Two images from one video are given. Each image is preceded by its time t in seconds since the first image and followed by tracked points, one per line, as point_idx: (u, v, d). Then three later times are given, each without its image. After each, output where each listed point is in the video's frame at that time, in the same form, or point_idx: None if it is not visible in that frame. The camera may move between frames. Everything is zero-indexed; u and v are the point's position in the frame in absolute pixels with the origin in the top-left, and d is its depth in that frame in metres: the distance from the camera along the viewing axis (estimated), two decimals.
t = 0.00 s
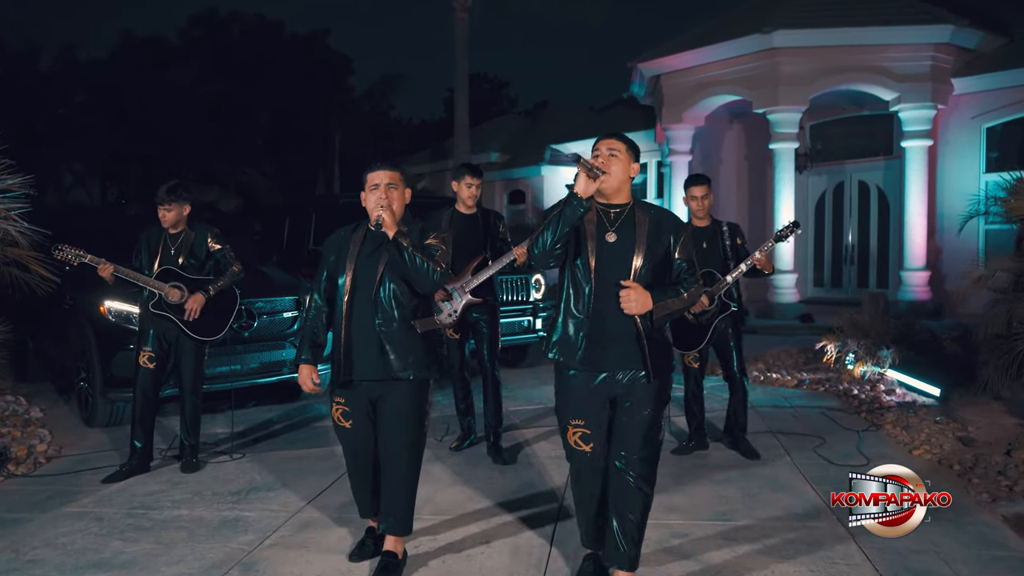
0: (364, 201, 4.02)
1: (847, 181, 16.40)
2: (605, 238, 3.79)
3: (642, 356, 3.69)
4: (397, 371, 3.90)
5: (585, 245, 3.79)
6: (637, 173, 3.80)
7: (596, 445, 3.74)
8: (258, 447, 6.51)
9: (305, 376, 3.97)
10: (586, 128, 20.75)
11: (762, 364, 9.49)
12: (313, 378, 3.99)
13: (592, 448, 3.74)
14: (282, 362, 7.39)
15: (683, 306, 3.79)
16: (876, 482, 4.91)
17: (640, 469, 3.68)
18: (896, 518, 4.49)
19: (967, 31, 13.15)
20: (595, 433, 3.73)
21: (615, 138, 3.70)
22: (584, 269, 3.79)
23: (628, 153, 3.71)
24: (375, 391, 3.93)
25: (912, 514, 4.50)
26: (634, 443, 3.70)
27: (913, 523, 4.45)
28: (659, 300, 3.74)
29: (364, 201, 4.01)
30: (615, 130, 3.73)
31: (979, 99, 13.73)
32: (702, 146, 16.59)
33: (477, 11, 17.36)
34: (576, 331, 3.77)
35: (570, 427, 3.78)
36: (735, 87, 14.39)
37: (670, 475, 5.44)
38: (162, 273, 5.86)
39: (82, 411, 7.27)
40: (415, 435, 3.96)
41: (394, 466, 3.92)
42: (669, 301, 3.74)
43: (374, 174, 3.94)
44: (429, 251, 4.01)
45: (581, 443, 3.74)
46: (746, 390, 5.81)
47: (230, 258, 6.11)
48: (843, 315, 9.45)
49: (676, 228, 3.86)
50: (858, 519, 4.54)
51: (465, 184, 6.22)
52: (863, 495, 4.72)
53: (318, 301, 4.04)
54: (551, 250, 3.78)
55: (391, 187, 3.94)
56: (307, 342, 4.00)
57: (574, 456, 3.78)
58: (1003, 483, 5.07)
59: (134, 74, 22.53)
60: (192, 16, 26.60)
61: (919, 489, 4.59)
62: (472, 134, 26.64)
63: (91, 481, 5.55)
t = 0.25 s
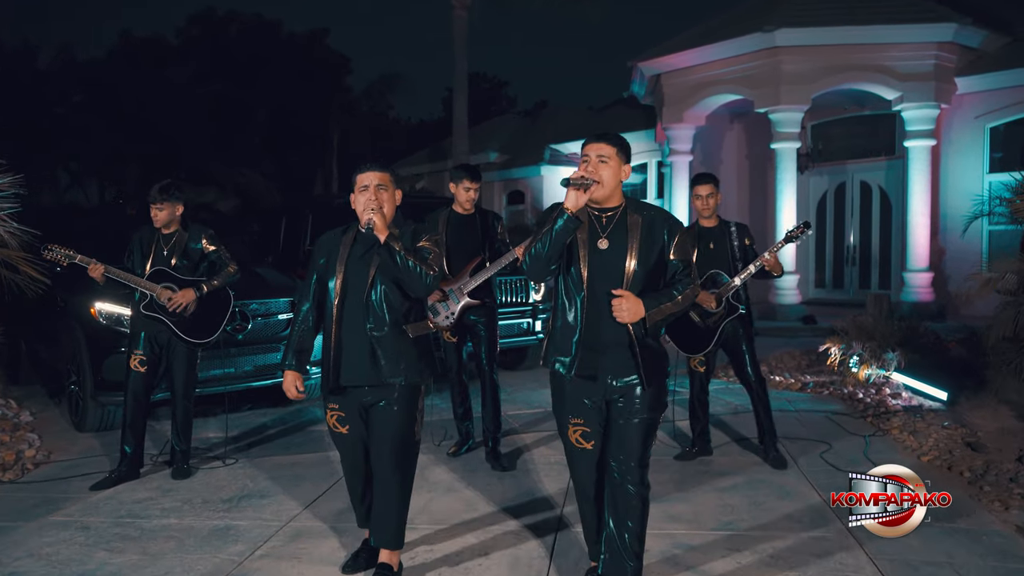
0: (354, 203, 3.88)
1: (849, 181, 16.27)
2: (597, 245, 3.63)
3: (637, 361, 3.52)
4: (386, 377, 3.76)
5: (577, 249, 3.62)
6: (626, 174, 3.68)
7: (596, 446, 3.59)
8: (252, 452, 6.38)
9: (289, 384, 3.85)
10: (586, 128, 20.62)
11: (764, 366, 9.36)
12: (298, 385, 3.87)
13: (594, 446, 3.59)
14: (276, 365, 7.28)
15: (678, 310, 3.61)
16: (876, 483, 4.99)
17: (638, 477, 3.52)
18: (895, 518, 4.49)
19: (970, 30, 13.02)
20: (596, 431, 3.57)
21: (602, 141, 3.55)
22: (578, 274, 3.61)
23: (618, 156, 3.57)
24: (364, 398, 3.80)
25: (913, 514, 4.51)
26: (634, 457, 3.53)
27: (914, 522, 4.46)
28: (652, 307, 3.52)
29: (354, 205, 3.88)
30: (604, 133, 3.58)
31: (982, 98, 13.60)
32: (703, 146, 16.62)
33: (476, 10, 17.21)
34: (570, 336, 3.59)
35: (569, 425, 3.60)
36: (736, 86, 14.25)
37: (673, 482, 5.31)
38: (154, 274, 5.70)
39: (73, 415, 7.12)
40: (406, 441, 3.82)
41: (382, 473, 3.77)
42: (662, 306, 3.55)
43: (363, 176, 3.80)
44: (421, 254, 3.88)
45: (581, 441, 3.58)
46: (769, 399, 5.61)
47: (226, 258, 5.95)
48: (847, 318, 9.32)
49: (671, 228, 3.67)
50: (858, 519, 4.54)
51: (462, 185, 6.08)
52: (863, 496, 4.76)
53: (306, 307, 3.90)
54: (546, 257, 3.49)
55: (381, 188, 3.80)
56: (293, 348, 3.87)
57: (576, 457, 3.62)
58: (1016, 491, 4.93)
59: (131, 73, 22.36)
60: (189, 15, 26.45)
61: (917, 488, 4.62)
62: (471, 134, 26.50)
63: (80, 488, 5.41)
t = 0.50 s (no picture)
0: (348, 205, 3.75)
1: (851, 181, 16.16)
2: (593, 244, 3.49)
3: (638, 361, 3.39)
4: (379, 382, 3.62)
5: (572, 248, 3.47)
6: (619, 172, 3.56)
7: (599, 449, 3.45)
8: (246, 458, 6.23)
9: (282, 390, 3.71)
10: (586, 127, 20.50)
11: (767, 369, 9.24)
12: (290, 390, 3.73)
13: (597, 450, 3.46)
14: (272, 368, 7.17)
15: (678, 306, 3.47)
16: (875, 482, 4.94)
17: (644, 481, 3.38)
18: (896, 518, 4.50)
19: (974, 28, 12.89)
20: (598, 434, 3.44)
21: (595, 138, 3.43)
22: (575, 273, 3.47)
23: (612, 154, 3.44)
24: (359, 404, 3.67)
25: (912, 514, 4.53)
26: (638, 463, 3.40)
27: (914, 522, 4.48)
28: (651, 303, 3.38)
29: (347, 206, 3.75)
30: (597, 131, 3.46)
31: (986, 98, 13.44)
32: (704, 146, 16.45)
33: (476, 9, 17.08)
34: (569, 337, 3.46)
35: (571, 431, 3.48)
36: (738, 86, 14.13)
37: (677, 489, 5.18)
38: (147, 276, 5.58)
39: (65, 419, 6.99)
40: (400, 445, 3.67)
41: (377, 481, 3.63)
42: (662, 301, 3.41)
43: (359, 177, 3.69)
44: (416, 256, 3.72)
45: (585, 446, 3.45)
46: (779, 401, 5.52)
47: (220, 260, 5.81)
48: (851, 320, 9.20)
49: (667, 224, 3.55)
50: (858, 519, 4.54)
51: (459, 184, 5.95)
52: (862, 495, 4.74)
53: (299, 314, 3.78)
54: (541, 254, 3.35)
55: (375, 190, 3.67)
56: (287, 352, 3.74)
57: (578, 461, 3.48)
58: None
59: (128, 72, 22.22)
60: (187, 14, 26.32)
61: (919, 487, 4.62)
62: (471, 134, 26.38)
63: (70, 496, 5.29)
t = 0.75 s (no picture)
0: (349, 207, 3.64)
1: (853, 182, 16.05)
2: (597, 246, 3.40)
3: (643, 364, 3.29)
4: (379, 387, 3.52)
5: (576, 251, 3.39)
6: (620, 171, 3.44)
7: (606, 455, 3.32)
8: (243, 463, 6.11)
9: (284, 396, 3.61)
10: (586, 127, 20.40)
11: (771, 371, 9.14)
12: (293, 395, 3.62)
13: (604, 456, 3.32)
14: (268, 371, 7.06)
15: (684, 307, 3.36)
16: (875, 482, 4.96)
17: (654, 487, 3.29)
18: (896, 518, 4.51)
19: (978, 28, 12.79)
20: (604, 440, 3.32)
21: (595, 138, 3.32)
22: (579, 276, 3.38)
23: (612, 155, 3.33)
24: (359, 410, 3.56)
25: (912, 514, 4.54)
26: (647, 470, 3.30)
27: (914, 522, 4.48)
28: (657, 305, 3.28)
29: (348, 208, 3.64)
30: (597, 131, 3.35)
31: (988, 97, 13.38)
32: (703, 148, 16.66)
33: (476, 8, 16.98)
34: (575, 342, 3.36)
35: (576, 436, 3.35)
36: (740, 85, 14.02)
37: (683, 495, 5.07)
38: (142, 277, 5.48)
39: (60, 422, 6.88)
40: (401, 451, 3.55)
41: (377, 489, 3.51)
42: (668, 302, 3.30)
43: (360, 178, 3.57)
44: (417, 258, 3.61)
45: (589, 452, 3.32)
46: (792, 408, 5.50)
47: (216, 261, 5.69)
48: (856, 321, 9.10)
49: (671, 224, 3.45)
50: (858, 519, 4.53)
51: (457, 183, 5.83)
52: (862, 494, 4.76)
53: (299, 318, 3.67)
54: (546, 258, 3.26)
55: (376, 192, 3.57)
56: (288, 357, 3.63)
57: (583, 469, 3.34)
58: None
59: (126, 72, 22.09)
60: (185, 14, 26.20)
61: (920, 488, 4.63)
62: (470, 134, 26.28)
63: (63, 502, 5.18)
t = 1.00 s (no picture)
0: (353, 209, 3.53)
1: (854, 182, 15.96)
2: (608, 252, 3.29)
3: (657, 372, 3.18)
4: (383, 391, 3.40)
5: (587, 256, 3.29)
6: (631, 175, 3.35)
7: (619, 461, 3.23)
8: (240, 467, 5.99)
9: (285, 400, 3.48)
10: (587, 128, 20.30)
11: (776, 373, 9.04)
12: (293, 400, 3.51)
13: (615, 463, 3.23)
14: (268, 374, 6.95)
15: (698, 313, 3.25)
16: (875, 482, 4.85)
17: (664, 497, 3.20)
18: (896, 518, 4.46)
19: (982, 27, 12.70)
20: (616, 446, 3.22)
21: (605, 142, 3.23)
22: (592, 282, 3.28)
23: (622, 155, 3.23)
24: (362, 414, 3.45)
25: (912, 514, 4.48)
26: (659, 479, 3.19)
27: (913, 522, 4.45)
28: (670, 311, 3.18)
29: (351, 212, 3.53)
30: (605, 133, 3.26)
31: (991, 97, 13.29)
32: (705, 148, 16.45)
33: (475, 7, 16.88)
34: (585, 347, 3.26)
35: (586, 441, 3.25)
36: (741, 85, 13.93)
37: (690, 500, 4.97)
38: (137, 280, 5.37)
39: (54, 426, 6.76)
40: (405, 458, 3.44)
41: (380, 496, 3.40)
42: (682, 307, 3.20)
43: (362, 180, 3.45)
44: (423, 261, 3.54)
45: (600, 457, 3.22)
46: (801, 413, 5.36)
47: (212, 262, 5.58)
48: (862, 323, 9.00)
49: (687, 226, 3.32)
50: (858, 519, 4.50)
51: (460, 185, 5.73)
52: (863, 494, 4.67)
53: (302, 320, 3.56)
54: (559, 267, 3.15)
55: (381, 194, 3.45)
56: (289, 361, 3.52)
57: (592, 476, 3.24)
58: None
59: (123, 72, 21.97)
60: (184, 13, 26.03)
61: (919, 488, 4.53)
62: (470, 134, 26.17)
63: (56, 509, 5.07)
